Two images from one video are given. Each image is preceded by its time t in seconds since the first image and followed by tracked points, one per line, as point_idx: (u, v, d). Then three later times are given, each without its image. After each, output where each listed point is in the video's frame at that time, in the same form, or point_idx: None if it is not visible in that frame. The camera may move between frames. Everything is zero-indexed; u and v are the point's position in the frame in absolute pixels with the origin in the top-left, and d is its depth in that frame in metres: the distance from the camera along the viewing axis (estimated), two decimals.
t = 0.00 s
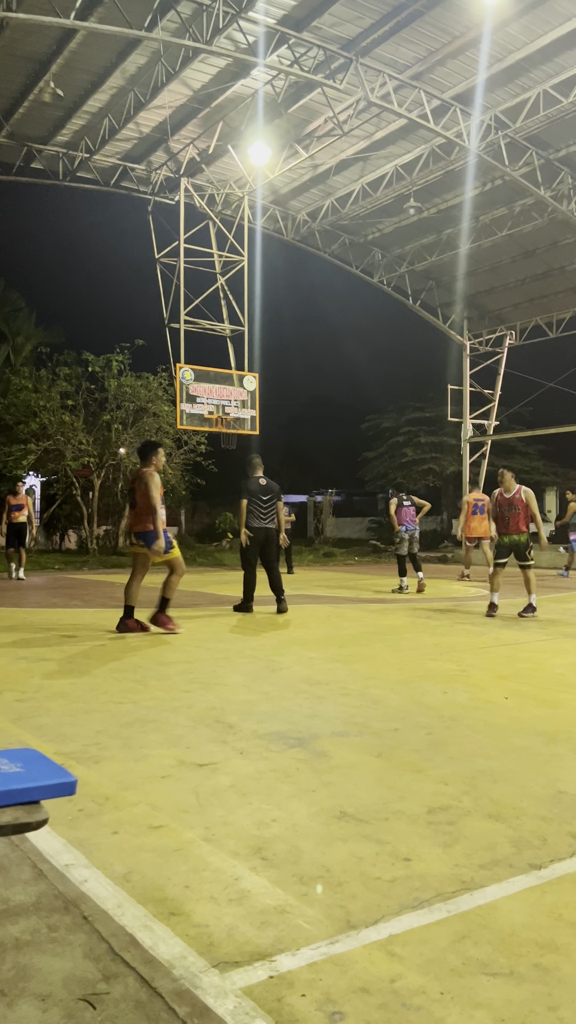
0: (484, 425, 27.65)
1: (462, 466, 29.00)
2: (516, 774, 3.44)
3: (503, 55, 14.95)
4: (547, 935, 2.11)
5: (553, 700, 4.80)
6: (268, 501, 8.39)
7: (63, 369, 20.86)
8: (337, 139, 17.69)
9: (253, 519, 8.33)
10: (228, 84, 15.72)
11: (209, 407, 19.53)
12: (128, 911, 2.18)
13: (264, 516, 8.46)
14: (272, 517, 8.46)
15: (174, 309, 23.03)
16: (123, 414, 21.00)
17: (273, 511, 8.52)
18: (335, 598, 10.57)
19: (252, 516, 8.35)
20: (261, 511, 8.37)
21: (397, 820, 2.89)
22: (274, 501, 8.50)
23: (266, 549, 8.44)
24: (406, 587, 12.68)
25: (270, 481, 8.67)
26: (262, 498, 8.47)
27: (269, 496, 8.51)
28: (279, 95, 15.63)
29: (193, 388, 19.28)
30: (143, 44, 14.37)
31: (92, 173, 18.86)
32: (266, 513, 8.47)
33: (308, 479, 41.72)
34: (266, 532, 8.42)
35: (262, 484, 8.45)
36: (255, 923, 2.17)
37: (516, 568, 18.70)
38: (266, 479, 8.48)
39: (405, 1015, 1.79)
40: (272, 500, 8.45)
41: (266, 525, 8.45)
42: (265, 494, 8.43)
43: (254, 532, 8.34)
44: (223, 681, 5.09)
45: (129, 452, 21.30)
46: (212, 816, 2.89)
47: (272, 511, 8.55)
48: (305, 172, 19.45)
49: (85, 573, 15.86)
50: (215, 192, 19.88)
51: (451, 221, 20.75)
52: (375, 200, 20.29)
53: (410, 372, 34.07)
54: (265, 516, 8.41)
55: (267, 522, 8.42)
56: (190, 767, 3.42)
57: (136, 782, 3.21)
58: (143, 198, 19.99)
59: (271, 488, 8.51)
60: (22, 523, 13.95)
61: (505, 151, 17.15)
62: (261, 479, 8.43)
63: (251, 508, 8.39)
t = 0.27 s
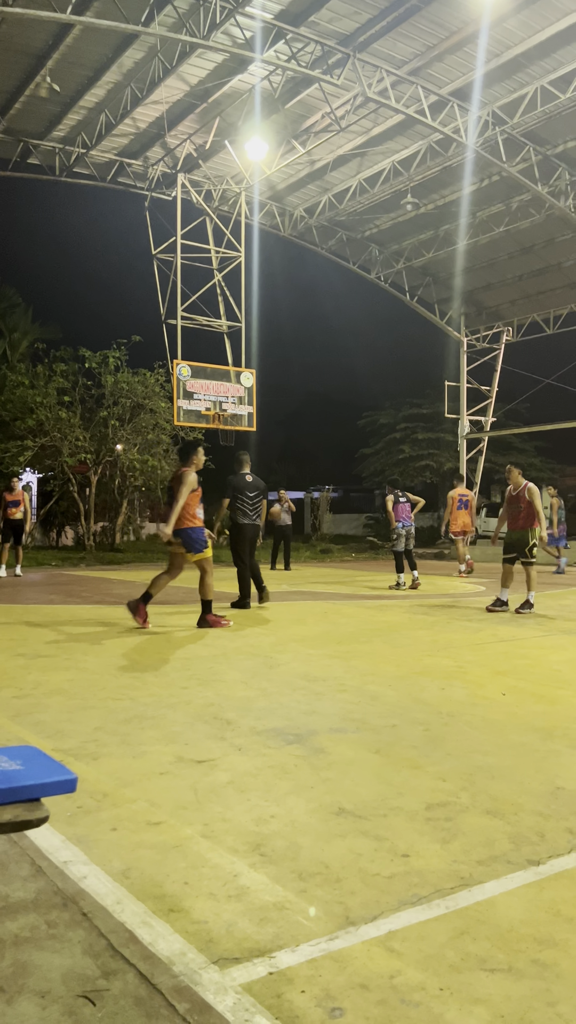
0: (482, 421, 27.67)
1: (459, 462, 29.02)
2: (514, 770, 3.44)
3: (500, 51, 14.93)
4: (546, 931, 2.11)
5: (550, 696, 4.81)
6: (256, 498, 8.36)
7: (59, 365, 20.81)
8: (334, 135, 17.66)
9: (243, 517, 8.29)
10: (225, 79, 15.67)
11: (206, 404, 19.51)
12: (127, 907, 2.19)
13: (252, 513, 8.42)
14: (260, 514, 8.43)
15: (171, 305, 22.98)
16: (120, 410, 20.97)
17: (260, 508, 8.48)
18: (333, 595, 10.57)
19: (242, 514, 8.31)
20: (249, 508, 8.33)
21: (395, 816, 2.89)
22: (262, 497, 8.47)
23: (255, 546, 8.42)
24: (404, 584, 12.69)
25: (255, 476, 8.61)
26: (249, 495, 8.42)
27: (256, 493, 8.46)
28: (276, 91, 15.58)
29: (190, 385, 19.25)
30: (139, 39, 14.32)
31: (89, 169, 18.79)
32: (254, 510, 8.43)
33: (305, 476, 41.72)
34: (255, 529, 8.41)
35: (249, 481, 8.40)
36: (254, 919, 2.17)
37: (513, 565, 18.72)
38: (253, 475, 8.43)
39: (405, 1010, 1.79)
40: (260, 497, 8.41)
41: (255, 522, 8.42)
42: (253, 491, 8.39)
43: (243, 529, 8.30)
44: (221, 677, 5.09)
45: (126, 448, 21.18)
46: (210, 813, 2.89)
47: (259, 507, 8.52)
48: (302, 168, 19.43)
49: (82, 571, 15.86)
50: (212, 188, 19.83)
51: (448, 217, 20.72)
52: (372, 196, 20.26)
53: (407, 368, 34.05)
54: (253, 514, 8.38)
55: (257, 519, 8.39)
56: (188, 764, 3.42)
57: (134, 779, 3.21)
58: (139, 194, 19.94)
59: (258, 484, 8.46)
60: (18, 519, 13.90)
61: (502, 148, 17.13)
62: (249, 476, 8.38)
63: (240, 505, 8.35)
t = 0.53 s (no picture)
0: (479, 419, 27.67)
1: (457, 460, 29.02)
2: (513, 768, 3.45)
3: (498, 49, 14.93)
4: (545, 928, 2.12)
5: (548, 694, 4.82)
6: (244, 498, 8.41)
7: (57, 363, 20.79)
8: (332, 133, 17.65)
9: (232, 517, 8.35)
10: (222, 77, 15.66)
11: (204, 402, 19.50)
12: (127, 907, 2.19)
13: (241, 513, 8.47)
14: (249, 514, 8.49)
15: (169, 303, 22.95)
16: (117, 409, 20.96)
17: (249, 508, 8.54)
18: (331, 593, 10.57)
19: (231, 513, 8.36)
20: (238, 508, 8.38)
21: (394, 814, 2.90)
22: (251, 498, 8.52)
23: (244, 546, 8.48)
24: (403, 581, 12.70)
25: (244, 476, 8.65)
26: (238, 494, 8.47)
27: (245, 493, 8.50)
28: (273, 88, 15.58)
29: (188, 383, 19.24)
30: (136, 37, 14.30)
31: (86, 167, 18.76)
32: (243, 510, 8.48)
33: (303, 474, 41.72)
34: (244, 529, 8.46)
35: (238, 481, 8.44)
36: (254, 917, 2.17)
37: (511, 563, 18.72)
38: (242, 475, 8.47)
39: (405, 1009, 1.80)
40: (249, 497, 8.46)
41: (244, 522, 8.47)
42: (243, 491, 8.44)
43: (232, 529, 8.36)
44: (220, 676, 5.09)
45: (124, 447, 21.16)
46: (210, 811, 2.89)
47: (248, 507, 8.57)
48: (299, 165, 19.42)
49: (81, 570, 15.85)
50: (209, 186, 19.82)
51: (446, 215, 20.72)
52: (369, 194, 20.25)
53: (405, 366, 34.03)
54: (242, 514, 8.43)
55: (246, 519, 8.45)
56: (188, 763, 3.42)
57: (134, 778, 3.21)
58: (137, 192, 19.91)
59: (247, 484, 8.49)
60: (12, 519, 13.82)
61: (499, 145, 17.13)
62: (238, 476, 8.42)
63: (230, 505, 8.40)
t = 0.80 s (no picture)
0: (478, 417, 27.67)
1: (456, 459, 29.01)
2: (513, 766, 3.45)
3: (494, 47, 14.92)
4: (545, 926, 2.12)
5: (548, 692, 4.82)
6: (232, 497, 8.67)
7: (55, 364, 20.80)
8: (329, 132, 17.65)
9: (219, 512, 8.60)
10: (219, 77, 15.66)
11: (203, 402, 19.49)
12: (128, 907, 2.19)
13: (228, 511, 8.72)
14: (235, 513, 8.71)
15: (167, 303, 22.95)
16: (116, 409, 20.96)
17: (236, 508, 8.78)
18: (331, 593, 10.57)
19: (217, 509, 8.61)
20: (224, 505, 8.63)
21: (395, 813, 2.90)
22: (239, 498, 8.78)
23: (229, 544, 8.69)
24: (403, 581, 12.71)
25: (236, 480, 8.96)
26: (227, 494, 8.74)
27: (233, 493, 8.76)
28: (270, 88, 15.58)
29: (186, 383, 19.23)
30: (133, 38, 14.30)
31: (84, 168, 18.76)
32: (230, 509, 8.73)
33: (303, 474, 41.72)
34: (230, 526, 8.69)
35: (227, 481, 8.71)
36: (254, 917, 2.18)
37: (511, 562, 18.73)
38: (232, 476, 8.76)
39: (405, 1008, 1.80)
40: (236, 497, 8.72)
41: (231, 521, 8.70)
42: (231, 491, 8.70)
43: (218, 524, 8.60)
44: (219, 676, 5.10)
45: (123, 448, 21.22)
46: (211, 811, 2.89)
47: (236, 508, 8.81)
48: (297, 165, 19.42)
49: (81, 570, 15.84)
50: (207, 186, 19.82)
51: (443, 214, 20.72)
52: (367, 193, 20.24)
53: (403, 364, 34.03)
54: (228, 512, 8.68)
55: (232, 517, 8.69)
56: (188, 763, 3.43)
57: (135, 779, 3.21)
58: (134, 192, 19.91)
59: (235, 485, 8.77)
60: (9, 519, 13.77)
61: (497, 144, 17.13)
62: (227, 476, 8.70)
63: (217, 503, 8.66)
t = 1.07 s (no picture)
0: (472, 415, 27.68)
1: (450, 456, 29.04)
2: (508, 763, 3.46)
3: (487, 44, 14.93)
4: (541, 923, 2.13)
5: (543, 689, 4.84)
6: (210, 496, 8.71)
7: (49, 362, 20.76)
8: (322, 130, 17.65)
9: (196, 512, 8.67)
10: (212, 74, 15.63)
11: (197, 400, 19.46)
12: (124, 907, 2.19)
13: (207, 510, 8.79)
14: (213, 513, 8.77)
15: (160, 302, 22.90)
16: (110, 408, 20.93)
17: (216, 507, 8.82)
18: (326, 590, 10.59)
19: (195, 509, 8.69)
20: (202, 505, 8.70)
21: (391, 811, 2.90)
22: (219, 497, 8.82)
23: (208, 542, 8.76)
24: (399, 579, 12.73)
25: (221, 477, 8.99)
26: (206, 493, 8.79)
27: (213, 492, 8.81)
28: (263, 85, 15.56)
29: (181, 381, 19.20)
30: (126, 35, 14.25)
31: (76, 166, 18.70)
32: (209, 507, 8.79)
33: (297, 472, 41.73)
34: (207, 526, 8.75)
35: (207, 480, 8.76)
36: (250, 916, 2.18)
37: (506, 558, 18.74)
38: (212, 475, 8.81)
39: (401, 1005, 1.80)
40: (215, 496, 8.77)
41: (210, 519, 8.77)
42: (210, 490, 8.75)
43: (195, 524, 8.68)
44: (215, 675, 5.09)
45: (117, 447, 21.03)
46: (207, 810, 2.89)
47: (217, 507, 8.85)
48: (290, 163, 19.39)
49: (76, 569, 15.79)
50: (200, 184, 19.78)
51: (437, 211, 20.73)
52: (361, 191, 20.24)
53: (398, 362, 34.06)
54: (207, 511, 8.74)
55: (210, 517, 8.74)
56: (184, 761, 3.42)
57: (130, 778, 3.21)
58: (127, 191, 19.87)
59: (216, 485, 8.81)
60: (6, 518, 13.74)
61: (490, 141, 17.13)
62: (207, 476, 8.74)
63: (195, 502, 8.73)
